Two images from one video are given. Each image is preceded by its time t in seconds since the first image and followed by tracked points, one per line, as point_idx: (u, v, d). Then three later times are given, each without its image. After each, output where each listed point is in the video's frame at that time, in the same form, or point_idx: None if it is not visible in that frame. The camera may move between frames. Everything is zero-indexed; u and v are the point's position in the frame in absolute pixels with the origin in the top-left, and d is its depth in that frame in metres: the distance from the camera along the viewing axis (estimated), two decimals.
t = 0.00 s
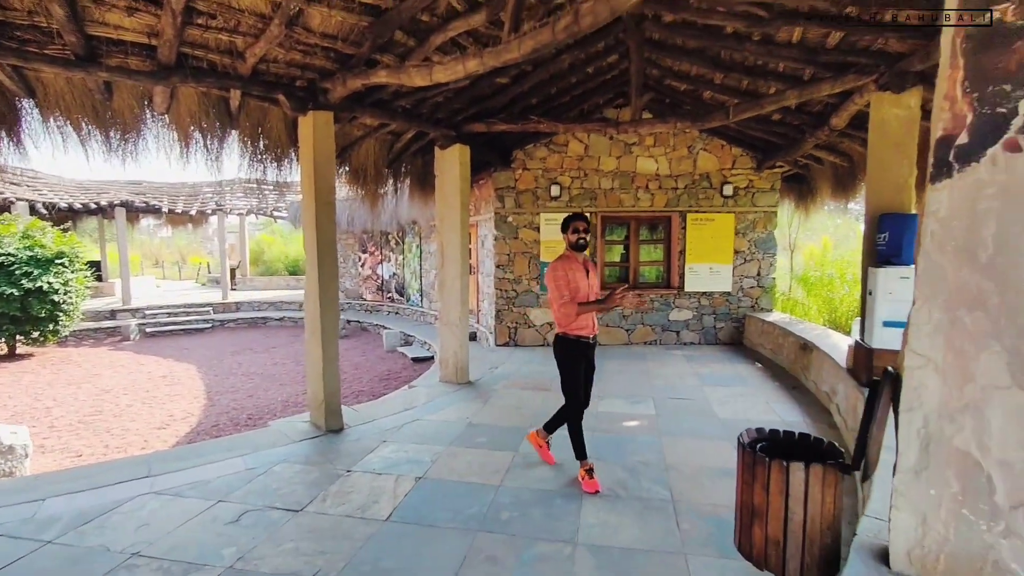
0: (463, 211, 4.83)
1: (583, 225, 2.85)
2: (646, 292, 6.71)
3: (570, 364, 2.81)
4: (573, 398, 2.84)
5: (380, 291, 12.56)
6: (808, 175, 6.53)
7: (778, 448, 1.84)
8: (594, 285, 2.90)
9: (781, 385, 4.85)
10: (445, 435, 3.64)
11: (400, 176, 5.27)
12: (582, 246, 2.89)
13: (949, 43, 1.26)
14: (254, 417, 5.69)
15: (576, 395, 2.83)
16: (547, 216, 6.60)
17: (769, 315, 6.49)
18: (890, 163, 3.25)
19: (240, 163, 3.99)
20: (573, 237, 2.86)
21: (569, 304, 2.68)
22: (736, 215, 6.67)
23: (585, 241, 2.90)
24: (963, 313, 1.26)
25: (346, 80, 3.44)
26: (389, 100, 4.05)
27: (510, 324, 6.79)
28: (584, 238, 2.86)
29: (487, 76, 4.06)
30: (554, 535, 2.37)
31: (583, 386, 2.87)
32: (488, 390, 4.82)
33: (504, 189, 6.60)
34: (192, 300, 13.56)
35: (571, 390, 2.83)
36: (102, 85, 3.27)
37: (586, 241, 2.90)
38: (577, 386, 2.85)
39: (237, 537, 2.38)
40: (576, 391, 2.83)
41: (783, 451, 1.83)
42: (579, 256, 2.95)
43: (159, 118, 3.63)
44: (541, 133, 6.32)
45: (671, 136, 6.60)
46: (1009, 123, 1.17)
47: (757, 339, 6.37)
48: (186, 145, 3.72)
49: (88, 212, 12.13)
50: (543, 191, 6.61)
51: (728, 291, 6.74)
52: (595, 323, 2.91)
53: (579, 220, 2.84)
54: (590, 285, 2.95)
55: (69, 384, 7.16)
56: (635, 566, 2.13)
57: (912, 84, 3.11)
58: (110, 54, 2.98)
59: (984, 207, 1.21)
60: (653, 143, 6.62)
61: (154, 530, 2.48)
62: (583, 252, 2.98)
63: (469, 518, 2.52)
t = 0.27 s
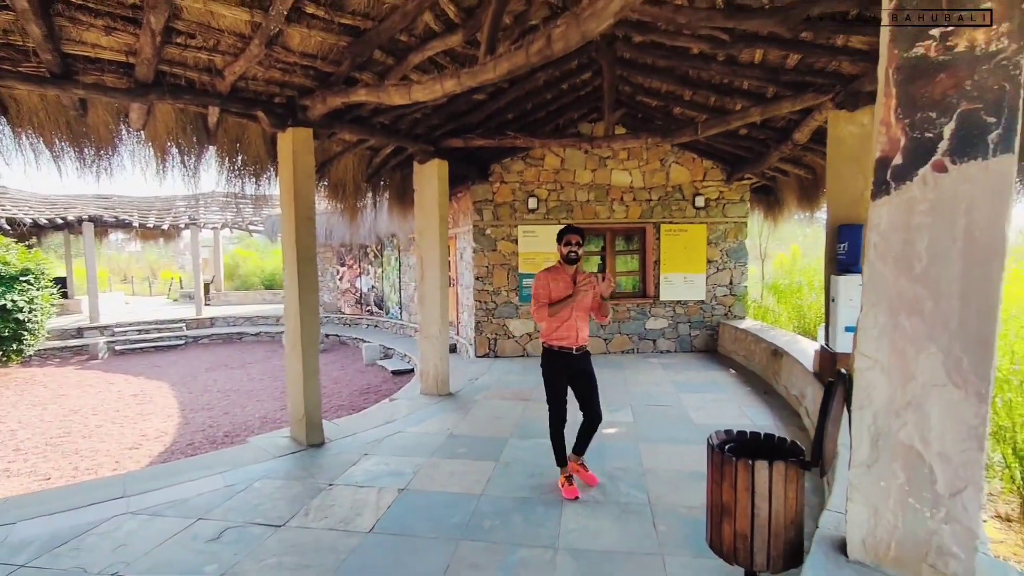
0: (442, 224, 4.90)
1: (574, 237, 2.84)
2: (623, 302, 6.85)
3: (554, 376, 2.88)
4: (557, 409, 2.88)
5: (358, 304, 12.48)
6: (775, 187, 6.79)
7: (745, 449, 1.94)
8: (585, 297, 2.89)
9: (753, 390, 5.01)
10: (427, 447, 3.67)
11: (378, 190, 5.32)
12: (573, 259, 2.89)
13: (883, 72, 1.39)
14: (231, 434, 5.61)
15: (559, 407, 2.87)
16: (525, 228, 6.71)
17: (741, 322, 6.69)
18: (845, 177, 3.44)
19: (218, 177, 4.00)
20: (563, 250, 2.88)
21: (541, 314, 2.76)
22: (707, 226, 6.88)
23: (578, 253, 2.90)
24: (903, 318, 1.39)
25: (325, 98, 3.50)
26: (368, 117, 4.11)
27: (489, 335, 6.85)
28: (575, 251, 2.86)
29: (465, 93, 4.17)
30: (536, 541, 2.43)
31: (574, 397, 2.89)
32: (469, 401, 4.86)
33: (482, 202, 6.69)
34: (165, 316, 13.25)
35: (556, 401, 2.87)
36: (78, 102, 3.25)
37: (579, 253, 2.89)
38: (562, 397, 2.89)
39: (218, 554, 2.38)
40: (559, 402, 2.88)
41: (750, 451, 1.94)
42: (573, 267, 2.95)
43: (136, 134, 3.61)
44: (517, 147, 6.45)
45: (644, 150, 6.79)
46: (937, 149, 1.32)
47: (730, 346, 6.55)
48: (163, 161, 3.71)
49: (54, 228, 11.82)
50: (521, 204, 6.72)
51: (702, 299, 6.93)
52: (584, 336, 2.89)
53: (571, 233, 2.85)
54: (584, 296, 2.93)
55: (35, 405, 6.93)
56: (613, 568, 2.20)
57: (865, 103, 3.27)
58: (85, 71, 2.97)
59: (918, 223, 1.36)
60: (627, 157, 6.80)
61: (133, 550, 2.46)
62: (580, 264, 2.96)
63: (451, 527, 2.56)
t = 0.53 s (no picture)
0: (430, 240, 4.94)
1: (577, 250, 2.80)
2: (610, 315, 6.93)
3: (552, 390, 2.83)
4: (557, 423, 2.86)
5: (346, 319, 12.41)
6: (756, 201, 6.95)
7: (728, 459, 2.00)
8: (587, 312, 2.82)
9: (739, 400, 5.09)
10: (416, 462, 3.68)
11: (366, 207, 5.36)
12: (575, 272, 2.86)
13: (848, 99, 1.48)
14: (216, 453, 5.53)
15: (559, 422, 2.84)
16: (512, 243, 6.78)
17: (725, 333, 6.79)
18: (821, 193, 3.56)
19: (206, 195, 4.01)
20: (564, 264, 2.86)
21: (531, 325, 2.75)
22: (691, 239, 7.01)
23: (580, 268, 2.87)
24: (873, 330, 1.46)
25: (314, 117, 3.56)
26: (356, 135, 4.17)
27: (478, 349, 6.87)
28: (575, 264, 2.83)
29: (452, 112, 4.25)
30: (526, 554, 2.45)
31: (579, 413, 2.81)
32: (458, 415, 4.87)
33: (470, 217, 6.76)
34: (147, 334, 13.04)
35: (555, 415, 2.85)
36: (66, 122, 3.26)
37: (581, 266, 2.85)
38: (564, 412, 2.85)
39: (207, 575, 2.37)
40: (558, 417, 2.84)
41: (732, 461, 2.00)
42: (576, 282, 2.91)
43: (123, 153, 3.62)
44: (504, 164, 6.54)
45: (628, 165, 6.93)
46: (898, 172, 1.41)
47: (716, 357, 6.65)
48: (150, 179, 3.71)
49: (34, 245, 11.63)
50: (508, 219, 6.80)
51: (687, 311, 7.03)
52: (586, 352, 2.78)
53: (576, 246, 2.81)
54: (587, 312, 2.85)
55: (12, 427, 6.77)
56: None
57: (836, 122, 3.39)
58: (74, 92, 2.99)
59: (884, 240, 1.43)
60: (611, 172, 6.93)
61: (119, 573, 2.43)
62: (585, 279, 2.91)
63: (442, 542, 2.57)
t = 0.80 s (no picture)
0: (421, 260, 4.97)
1: (587, 268, 2.89)
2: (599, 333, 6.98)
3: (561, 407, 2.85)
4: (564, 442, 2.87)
5: (334, 338, 12.32)
6: (741, 220, 7.10)
7: (718, 477, 2.03)
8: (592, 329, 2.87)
9: (728, 417, 5.13)
10: (407, 484, 3.65)
11: (357, 228, 5.39)
12: (583, 290, 2.93)
13: (823, 130, 1.55)
14: (202, 477, 5.43)
15: (564, 442, 2.86)
16: (502, 262, 6.83)
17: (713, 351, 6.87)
18: (803, 213, 3.66)
19: (197, 216, 4.03)
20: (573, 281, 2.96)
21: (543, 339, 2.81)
22: (678, 257, 7.13)
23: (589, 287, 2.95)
24: (854, 349, 1.51)
25: (307, 141, 3.61)
26: (348, 158, 4.22)
27: (468, 368, 6.86)
28: (583, 282, 2.92)
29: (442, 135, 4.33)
30: None
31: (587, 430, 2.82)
32: (449, 436, 4.85)
33: (460, 237, 6.81)
34: (131, 355, 12.82)
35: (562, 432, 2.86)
36: (59, 146, 3.28)
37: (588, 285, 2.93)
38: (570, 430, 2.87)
39: None
40: (563, 437, 2.86)
41: (723, 479, 2.03)
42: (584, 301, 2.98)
43: (115, 176, 3.63)
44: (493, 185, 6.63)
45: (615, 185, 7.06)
46: (872, 199, 1.48)
47: (704, 374, 6.71)
48: (142, 201, 3.73)
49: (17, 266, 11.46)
50: (498, 239, 6.87)
51: (675, 329, 7.11)
52: (594, 369, 2.81)
53: (586, 264, 2.89)
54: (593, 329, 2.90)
55: None
56: None
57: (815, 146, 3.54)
58: (69, 117, 3.03)
59: (861, 263, 1.50)
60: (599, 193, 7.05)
61: None
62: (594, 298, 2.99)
63: (435, 565, 2.56)
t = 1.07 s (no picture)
0: (413, 280, 4.99)
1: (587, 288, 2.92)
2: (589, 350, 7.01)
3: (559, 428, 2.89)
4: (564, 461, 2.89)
5: (323, 358, 12.19)
6: (727, 238, 7.25)
7: (712, 494, 2.06)
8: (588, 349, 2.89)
9: (718, 434, 5.17)
10: (400, 506, 3.62)
11: (349, 247, 5.41)
12: (582, 310, 2.97)
13: (806, 157, 1.63)
14: (187, 502, 5.31)
15: (563, 462, 2.88)
16: (492, 281, 6.87)
17: (703, 367, 6.93)
18: (787, 233, 3.76)
19: (189, 237, 4.02)
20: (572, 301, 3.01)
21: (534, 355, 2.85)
22: (666, 275, 7.23)
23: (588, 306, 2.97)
24: (840, 367, 1.56)
25: (300, 162, 3.64)
26: (340, 179, 4.26)
27: (459, 387, 6.84)
28: (580, 303, 2.96)
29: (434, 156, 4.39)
30: None
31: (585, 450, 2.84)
32: (441, 456, 4.82)
33: (450, 256, 6.84)
34: (113, 377, 12.55)
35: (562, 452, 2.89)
36: (51, 168, 3.27)
37: (586, 305, 2.96)
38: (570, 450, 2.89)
39: None
40: (563, 457, 2.88)
41: (716, 495, 2.06)
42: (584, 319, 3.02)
43: (107, 197, 3.63)
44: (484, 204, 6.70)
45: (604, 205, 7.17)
46: (853, 222, 1.55)
47: (694, 391, 6.76)
48: (133, 222, 3.72)
49: None
50: (488, 258, 6.91)
51: (665, 346, 7.17)
52: (588, 390, 2.83)
53: (584, 283, 2.93)
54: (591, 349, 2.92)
55: None
56: None
57: (798, 168, 3.66)
58: (62, 139, 3.04)
59: (845, 283, 1.56)
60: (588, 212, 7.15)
61: None
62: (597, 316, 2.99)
63: None
